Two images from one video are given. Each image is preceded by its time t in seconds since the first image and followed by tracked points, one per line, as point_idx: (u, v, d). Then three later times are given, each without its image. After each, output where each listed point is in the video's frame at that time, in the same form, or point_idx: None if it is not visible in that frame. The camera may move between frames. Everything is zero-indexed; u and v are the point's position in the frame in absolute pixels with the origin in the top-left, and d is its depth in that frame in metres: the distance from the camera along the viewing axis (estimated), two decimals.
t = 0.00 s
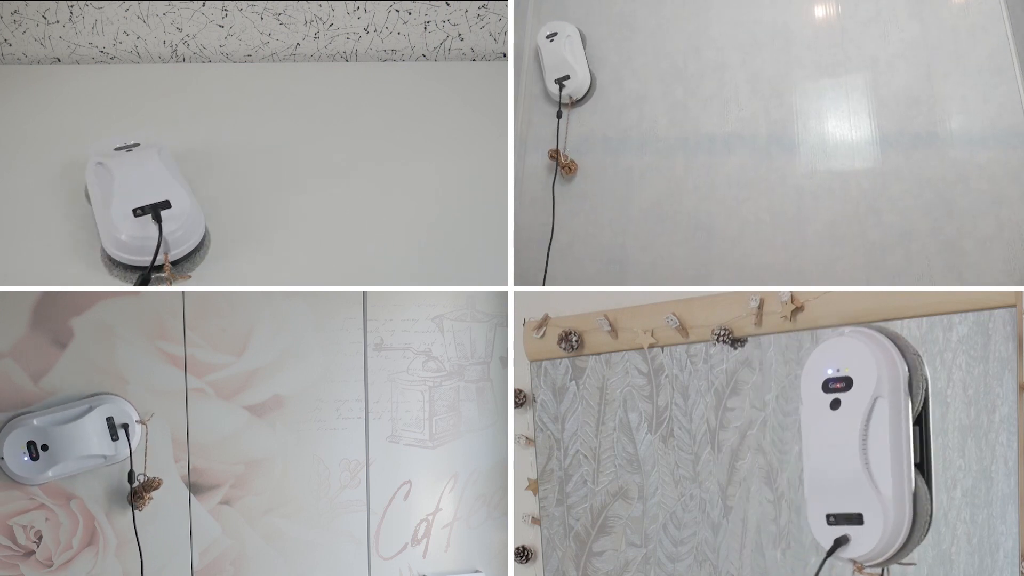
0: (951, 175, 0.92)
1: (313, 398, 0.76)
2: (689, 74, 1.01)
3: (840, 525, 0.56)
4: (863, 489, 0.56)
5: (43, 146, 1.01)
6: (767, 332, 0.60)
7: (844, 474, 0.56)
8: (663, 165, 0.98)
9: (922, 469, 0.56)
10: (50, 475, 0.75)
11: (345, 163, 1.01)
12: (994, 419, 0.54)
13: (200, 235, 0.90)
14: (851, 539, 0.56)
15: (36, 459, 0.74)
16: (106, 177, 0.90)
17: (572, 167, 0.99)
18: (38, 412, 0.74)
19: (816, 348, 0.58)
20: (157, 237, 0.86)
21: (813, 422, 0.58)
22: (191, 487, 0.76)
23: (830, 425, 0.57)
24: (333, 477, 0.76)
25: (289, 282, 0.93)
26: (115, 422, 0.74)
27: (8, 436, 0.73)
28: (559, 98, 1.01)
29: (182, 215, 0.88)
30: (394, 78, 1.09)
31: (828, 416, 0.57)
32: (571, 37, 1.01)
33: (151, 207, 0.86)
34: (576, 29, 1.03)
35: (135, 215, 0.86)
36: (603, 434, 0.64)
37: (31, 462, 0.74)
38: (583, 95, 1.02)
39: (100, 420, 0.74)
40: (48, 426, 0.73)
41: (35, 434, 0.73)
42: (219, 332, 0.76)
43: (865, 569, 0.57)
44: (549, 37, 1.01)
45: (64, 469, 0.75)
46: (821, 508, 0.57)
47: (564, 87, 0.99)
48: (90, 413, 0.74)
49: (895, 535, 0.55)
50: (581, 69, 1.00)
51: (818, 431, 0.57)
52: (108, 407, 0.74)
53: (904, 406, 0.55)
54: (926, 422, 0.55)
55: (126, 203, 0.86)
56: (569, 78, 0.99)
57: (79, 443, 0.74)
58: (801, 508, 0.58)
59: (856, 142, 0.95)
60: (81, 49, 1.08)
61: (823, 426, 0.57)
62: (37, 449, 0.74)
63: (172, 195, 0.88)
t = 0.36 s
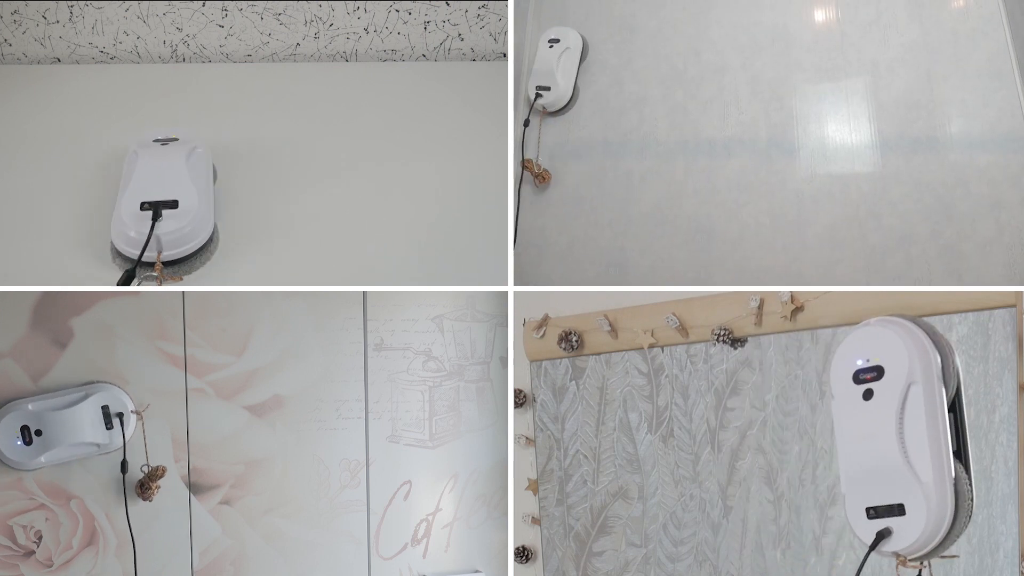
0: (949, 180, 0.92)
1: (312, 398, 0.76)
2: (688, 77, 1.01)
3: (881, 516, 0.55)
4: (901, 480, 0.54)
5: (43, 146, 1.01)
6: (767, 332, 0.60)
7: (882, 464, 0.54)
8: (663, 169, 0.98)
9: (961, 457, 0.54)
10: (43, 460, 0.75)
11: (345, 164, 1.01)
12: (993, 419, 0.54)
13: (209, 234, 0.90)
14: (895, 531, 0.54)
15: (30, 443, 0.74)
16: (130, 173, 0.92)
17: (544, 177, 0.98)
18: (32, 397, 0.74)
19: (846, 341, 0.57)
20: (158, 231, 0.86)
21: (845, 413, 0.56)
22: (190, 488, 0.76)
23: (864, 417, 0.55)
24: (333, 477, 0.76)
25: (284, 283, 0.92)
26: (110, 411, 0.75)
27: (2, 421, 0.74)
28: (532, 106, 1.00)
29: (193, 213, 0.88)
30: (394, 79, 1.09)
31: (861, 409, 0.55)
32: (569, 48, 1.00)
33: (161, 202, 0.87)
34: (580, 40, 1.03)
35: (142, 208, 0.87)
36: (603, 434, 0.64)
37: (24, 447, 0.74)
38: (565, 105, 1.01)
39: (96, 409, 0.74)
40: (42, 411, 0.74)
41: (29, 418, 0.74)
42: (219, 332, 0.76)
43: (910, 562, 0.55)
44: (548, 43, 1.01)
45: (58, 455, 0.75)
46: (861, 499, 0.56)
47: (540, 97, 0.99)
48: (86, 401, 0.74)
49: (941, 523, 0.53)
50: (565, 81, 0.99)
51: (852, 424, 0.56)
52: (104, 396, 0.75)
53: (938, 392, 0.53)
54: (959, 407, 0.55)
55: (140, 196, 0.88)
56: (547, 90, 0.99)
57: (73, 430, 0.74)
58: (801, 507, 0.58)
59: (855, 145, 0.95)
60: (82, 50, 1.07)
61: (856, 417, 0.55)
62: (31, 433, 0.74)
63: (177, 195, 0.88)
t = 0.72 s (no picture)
0: (949, 179, 0.92)
1: (312, 398, 0.76)
2: (688, 77, 1.01)
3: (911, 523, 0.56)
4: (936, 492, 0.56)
5: (42, 145, 1.01)
6: (767, 332, 0.60)
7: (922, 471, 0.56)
8: (663, 169, 0.98)
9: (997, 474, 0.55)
10: (35, 439, 0.75)
11: (346, 164, 1.01)
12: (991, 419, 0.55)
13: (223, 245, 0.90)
14: (917, 539, 0.56)
15: (27, 420, 0.74)
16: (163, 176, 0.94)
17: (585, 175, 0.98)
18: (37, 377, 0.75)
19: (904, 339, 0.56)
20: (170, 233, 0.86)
21: (892, 417, 0.56)
22: (190, 488, 0.76)
23: (910, 423, 0.56)
24: (333, 477, 0.76)
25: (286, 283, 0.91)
26: (111, 406, 0.75)
27: (3, 394, 0.74)
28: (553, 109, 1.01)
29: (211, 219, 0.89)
30: (394, 78, 1.09)
31: (910, 415, 0.56)
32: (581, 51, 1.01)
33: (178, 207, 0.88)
34: (590, 42, 1.03)
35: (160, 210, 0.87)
36: (603, 434, 0.64)
37: (21, 424, 0.75)
38: (583, 106, 1.02)
39: (97, 402, 0.74)
40: (45, 392, 0.74)
41: (30, 397, 0.74)
42: (219, 332, 0.76)
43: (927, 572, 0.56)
44: (561, 45, 1.02)
45: (52, 439, 0.75)
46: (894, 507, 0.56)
47: (559, 99, 1.00)
48: (89, 391, 0.74)
49: (962, 539, 0.55)
50: (582, 81, 1.00)
51: (899, 430, 0.56)
52: (106, 390, 0.75)
53: (987, 407, 0.54)
54: (1004, 423, 0.55)
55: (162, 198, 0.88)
56: (567, 91, 1.00)
57: (71, 415, 0.74)
58: (801, 507, 0.58)
59: (854, 145, 0.95)
60: (82, 49, 1.07)
61: (905, 422, 0.56)
62: (30, 412, 0.74)
63: (196, 201, 0.89)
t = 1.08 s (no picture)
0: (949, 180, 0.92)
1: (312, 398, 0.76)
2: (688, 77, 1.01)
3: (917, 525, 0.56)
4: (944, 491, 0.56)
5: (42, 145, 1.01)
6: (767, 332, 0.60)
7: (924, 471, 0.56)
8: (663, 169, 0.98)
9: (1001, 472, 0.55)
10: (46, 436, 0.74)
11: (346, 164, 1.01)
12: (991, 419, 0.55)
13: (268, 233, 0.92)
14: (924, 540, 0.56)
15: (30, 422, 0.74)
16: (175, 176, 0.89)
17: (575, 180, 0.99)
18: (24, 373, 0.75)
19: (908, 338, 0.56)
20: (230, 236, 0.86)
21: (894, 422, 0.56)
22: (190, 487, 0.76)
23: (915, 427, 0.56)
24: (333, 477, 0.76)
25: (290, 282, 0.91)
26: (100, 372, 0.74)
27: None
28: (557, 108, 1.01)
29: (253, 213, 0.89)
30: (394, 78, 1.09)
31: (913, 415, 0.56)
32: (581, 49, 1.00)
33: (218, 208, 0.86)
34: (591, 41, 1.03)
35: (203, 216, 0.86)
36: (603, 434, 0.64)
37: (27, 426, 0.74)
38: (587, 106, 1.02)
39: (86, 373, 0.74)
40: (35, 385, 0.74)
41: (25, 398, 0.73)
42: (219, 332, 0.76)
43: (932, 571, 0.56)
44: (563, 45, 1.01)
45: (61, 429, 0.75)
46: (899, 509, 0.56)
47: (565, 99, 1.00)
48: (75, 368, 0.74)
49: (972, 538, 0.55)
50: (587, 81, 1.00)
51: (903, 434, 0.56)
52: (92, 358, 0.74)
53: (990, 405, 0.55)
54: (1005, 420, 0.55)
55: (195, 204, 0.86)
56: (571, 90, 0.99)
57: (65, 397, 0.74)
58: (801, 507, 0.58)
59: (855, 146, 0.95)
60: (82, 49, 1.08)
61: (909, 426, 0.56)
62: (29, 413, 0.73)
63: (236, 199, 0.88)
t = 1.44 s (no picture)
0: (949, 179, 0.92)
1: (313, 398, 0.76)
2: (688, 77, 1.01)
3: (863, 514, 0.56)
4: (897, 493, 0.55)
5: (42, 145, 1.01)
6: (767, 332, 0.60)
7: (888, 468, 0.55)
8: (663, 169, 0.98)
9: (956, 488, 0.54)
10: (25, 407, 0.75)
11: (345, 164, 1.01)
12: (992, 420, 0.54)
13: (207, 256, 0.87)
14: (865, 531, 0.56)
15: (18, 386, 0.75)
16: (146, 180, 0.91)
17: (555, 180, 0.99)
18: (30, 343, 0.75)
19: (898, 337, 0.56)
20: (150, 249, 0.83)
21: (869, 413, 0.56)
22: (191, 487, 0.76)
23: (884, 421, 0.55)
24: (333, 477, 0.76)
25: (280, 283, 0.90)
26: (104, 378, 0.75)
27: None
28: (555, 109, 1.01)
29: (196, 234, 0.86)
30: (394, 79, 1.09)
31: (886, 412, 0.55)
32: (580, 48, 1.00)
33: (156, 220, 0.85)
34: (592, 40, 1.03)
35: (140, 223, 0.85)
36: (603, 434, 0.64)
37: (13, 389, 0.75)
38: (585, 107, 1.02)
39: (90, 374, 0.74)
40: (38, 358, 0.74)
41: (23, 362, 0.75)
42: (219, 332, 0.76)
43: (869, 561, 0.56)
44: (563, 44, 1.01)
45: (41, 405, 0.75)
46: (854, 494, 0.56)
47: (562, 100, 0.99)
48: (82, 362, 0.74)
49: (910, 542, 0.55)
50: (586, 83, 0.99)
51: (877, 427, 0.56)
52: (101, 361, 0.75)
53: (964, 422, 0.53)
54: (977, 437, 0.54)
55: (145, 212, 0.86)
56: (570, 91, 0.99)
57: (64, 381, 0.74)
58: (801, 508, 0.58)
59: (854, 146, 0.95)
60: (82, 49, 1.09)
61: (881, 420, 0.56)
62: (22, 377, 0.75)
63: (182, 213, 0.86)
